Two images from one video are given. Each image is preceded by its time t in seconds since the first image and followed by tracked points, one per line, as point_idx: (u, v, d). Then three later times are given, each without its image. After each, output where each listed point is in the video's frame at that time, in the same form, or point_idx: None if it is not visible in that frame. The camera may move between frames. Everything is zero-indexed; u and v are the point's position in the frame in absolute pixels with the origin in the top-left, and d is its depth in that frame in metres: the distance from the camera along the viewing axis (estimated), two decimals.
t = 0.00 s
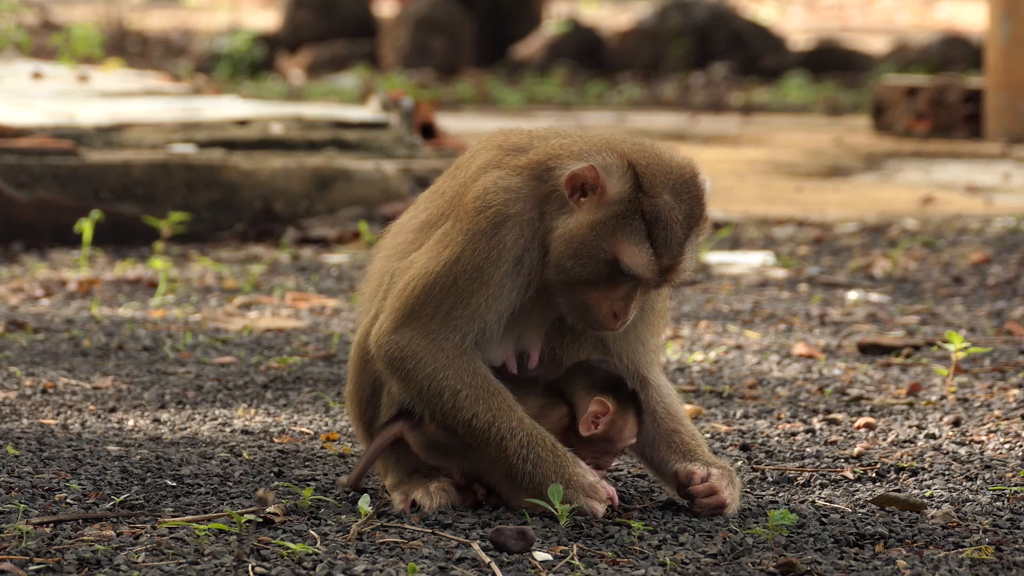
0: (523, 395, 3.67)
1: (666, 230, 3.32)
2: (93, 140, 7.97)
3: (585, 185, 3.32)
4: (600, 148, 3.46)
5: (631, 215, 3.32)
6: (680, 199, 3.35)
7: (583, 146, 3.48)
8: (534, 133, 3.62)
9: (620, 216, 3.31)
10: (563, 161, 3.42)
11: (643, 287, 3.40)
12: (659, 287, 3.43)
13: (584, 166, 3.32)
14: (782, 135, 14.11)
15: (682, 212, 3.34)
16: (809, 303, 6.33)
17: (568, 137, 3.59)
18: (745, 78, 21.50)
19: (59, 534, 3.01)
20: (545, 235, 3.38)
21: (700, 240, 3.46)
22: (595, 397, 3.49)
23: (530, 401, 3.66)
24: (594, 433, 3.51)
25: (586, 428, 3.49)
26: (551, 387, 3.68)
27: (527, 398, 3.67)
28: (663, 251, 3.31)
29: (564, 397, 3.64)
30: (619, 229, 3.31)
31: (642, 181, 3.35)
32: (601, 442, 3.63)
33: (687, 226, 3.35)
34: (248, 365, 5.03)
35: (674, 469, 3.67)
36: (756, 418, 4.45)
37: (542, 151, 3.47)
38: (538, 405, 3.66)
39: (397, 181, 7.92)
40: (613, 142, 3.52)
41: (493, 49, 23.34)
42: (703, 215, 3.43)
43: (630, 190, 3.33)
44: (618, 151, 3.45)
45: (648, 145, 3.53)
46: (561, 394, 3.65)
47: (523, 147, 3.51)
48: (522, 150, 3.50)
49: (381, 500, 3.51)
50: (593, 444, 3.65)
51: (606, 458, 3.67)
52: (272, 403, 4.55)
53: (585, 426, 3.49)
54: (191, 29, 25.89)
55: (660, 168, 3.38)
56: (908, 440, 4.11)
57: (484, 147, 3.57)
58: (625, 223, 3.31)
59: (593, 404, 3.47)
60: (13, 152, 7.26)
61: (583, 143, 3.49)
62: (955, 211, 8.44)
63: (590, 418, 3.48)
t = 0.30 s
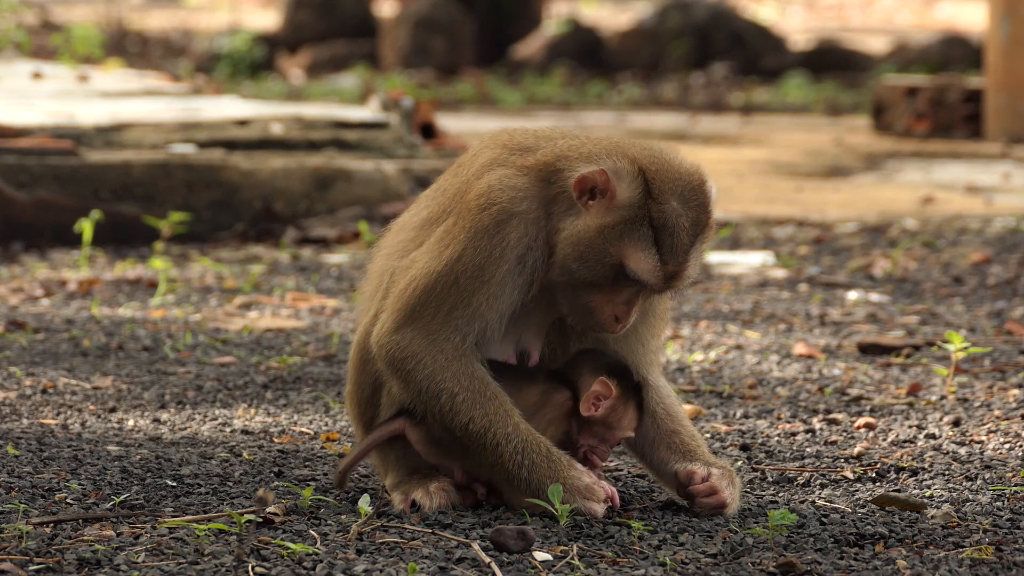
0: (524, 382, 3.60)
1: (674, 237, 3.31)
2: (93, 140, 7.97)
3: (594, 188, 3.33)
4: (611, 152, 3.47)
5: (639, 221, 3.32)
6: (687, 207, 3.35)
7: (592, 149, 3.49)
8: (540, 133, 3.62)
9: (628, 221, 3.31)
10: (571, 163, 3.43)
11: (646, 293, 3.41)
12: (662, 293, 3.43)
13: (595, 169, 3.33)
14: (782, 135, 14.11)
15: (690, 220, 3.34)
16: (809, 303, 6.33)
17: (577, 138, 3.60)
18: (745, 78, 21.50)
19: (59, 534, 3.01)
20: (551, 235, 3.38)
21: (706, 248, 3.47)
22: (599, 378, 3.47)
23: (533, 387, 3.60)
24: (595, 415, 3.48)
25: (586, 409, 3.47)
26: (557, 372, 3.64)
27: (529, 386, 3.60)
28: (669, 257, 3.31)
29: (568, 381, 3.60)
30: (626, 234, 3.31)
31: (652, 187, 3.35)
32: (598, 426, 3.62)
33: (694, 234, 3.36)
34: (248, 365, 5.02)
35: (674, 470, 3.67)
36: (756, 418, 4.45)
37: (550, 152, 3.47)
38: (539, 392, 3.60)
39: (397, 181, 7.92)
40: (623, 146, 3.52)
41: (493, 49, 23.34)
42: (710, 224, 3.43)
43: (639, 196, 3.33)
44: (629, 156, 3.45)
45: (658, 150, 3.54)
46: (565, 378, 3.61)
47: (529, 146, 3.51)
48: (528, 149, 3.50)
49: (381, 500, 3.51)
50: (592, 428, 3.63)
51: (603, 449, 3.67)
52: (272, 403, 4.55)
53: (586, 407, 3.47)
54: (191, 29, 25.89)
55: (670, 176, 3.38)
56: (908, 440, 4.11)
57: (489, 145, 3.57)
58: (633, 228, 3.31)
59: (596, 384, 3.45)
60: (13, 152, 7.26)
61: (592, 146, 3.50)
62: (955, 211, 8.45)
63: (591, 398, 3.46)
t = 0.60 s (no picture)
0: (525, 382, 3.59)
1: (678, 242, 3.33)
2: (93, 140, 7.97)
3: (600, 192, 3.33)
4: (619, 156, 3.48)
5: (645, 225, 3.33)
6: (693, 213, 3.36)
7: (598, 153, 3.50)
8: (545, 134, 3.63)
9: (633, 225, 3.32)
10: (577, 166, 3.44)
11: (649, 297, 3.42)
12: (665, 298, 3.44)
13: (601, 174, 3.34)
14: (782, 134, 14.11)
15: (695, 227, 3.35)
16: (809, 303, 6.33)
17: (582, 141, 3.61)
18: (745, 78, 21.49)
19: (58, 534, 3.01)
20: (555, 238, 3.38)
21: (709, 254, 3.48)
22: (605, 378, 3.49)
23: (535, 387, 3.60)
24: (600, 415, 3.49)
25: (589, 408, 3.48)
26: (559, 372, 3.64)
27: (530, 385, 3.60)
28: (673, 263, 3.32)
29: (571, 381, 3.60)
30: (631, 238, 3.32)
31: (658, 192, 3.36)
32: (600, 426, 3.62)
33: (698, 240, 3.37)
34: (248, 365, 5.02)
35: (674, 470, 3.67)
36: (756, 418, 4.45)
37: (555, 154, 3.48)
38: (540, 393, 3.61)
39: (397, 182, 7.93)
40: (629, 150, 3.54)
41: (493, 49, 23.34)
42: (714, 230, 3.44)
43: (645, 201, 3.34)
44: (636, 161, 3.46)
45: (664, 155, 3.55)
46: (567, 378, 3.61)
47: (534, 147, 3.52)
48: (533, 150, 3.51)
49: (381, 500, 3.51)
50: (593, 427, 3.63)
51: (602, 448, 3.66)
52: (272, 403, 4.55)
53: (591, 406, 3.48)
54: (191, 29, 25.89)
55: (677, 181, 3.39)
56: (908, 440, 4.11)
57: (493, 144, 3.57)
58: (639, 232, 3.32)
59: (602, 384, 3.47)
60: (13, 152, 7.26)
61: (598, 150, 3.51)
62: (955, 211, 8.44)
63: (597, 398, 3.47)
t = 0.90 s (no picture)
0: (528, 379, 3.57)
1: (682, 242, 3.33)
2: (93, 140, 7.97)
3: (604, 192, 3.34)
4: (623, 156, 3.49)
5: (649, 224, 3.33)
6: (696, 212, 3.37)
7: (601, 154, 3.50)
8: (548, 137, 3.63)
9: (637, 224, 3.32)
10: (581, 167, 3.44)
11: (652, 298, 3.43)
12: (668, 299, 3.45)
13: (606, 173, 3.34)
14: (782, 135, 14.11)
15: (699, 227, 3.36)
16: (809, 303, 6.33)
17: (585, 143, 3.61)
18: (745, 78, 21.48)
19: (59, 534, 3.01)
20: (557, 240, 3.38)
21: (712, 256, 3.49)
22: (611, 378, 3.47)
23: (537, 384, 3.58)
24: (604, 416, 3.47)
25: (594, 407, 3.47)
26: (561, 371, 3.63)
27: (533, 382, 3.58)
28: (676, 263, 3.33)
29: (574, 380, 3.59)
30: (635, 237, 3.32)
31: (662, 191, 3.36)
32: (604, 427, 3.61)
33: (702, 240, 3.37)
34: (248, 365, 5.02)
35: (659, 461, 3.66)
36: (756, 418, 4.45)
37: (559, 157, 3.48)
38: (542, 391, 3.58)
39: (398, 181, 7.93)
40: (633, 151, 3.54)
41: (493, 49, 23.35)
42: (717, 232, 3.45)
43: (649, 200, 3.35)
44: (640, 161, 3.47)
45: (667, 156, 3.55)
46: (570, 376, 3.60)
47: (538, 150, 3.52)
48: (536, 153, 3.50)
49: (381, 500, 3.50)
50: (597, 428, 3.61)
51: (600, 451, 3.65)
52: (272, 403, 4.55)
53: (596, 406, 3.46)
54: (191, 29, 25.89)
55: (680, 181, 3.39)
56: (908, 440, 4.11)
57: (497, 148, 3.57)
58: (642, 231, 3.32)
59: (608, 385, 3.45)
60: (13, 152, 7.26)
61: (601, 152, 3.51)
62: (954, 211, 8.44)
63: (602, 398, 3.45)
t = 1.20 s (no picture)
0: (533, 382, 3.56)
1: (681, 243, 3.34)
2: (93, 140, 7.97)
3: (603, 193, 3.34)
4: (622, 157, 3.49)
5: (648, 225, 3.34)
6: (696, 214, 3.37)
7: (601, 154, 3.51)
8: (548, 137, 3.63)
9: (637, 225, 3.33)
10: (580, 167, 3.44)
11: (651, 299, 3.42)
12: (667, 300, 3.44)
13: (605, 174, 3.34)
14: (782, 134, 14.11)
15: (698, 228, 3.36)
16: (809, 302, 6.33)
17: (584, 143, 3.61)
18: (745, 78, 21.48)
19: (59, 534, 3.01)
20: (557, 239, 3.38)
21: (711, 257, 3.49)
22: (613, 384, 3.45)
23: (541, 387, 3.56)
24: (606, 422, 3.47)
25: (597, 413, 3.46)
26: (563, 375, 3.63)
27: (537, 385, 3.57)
28: (675, 264, 3.33)
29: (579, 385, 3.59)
30: (634, 238, 3.32)
31: (662, 192, 3.37)
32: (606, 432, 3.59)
33: (700, 242, 3.38)
34: (248, 365, 5.02)
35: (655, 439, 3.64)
36: (756, 418, 4.45)
37: (559, 156, 3.48)
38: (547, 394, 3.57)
39: (398, 181, 7.93)
40: (632, 152, 3.55)
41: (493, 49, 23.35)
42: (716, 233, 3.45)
43: (649, 201, 3.35)
44: (639, 162, 3.47)
45: (666, 157, 3.56)
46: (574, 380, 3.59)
47: (538, 150, 3.52)
48: (536, 153, 3.51)
49: (381, 500, 3.50)
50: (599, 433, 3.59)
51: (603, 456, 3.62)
52: (272, 403, 4.55)
53: (598, 411, 3.45)
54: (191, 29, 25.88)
55: (680, 182, 3.40)
56: (908, 440, 4.11)
57: (497, 147, 3.57)
58: (642, 232, 3.32)
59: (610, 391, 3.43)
60: (13, 152, 7.26)
61: (601, 152, 3.52)
62: (954, 211, 8.44)
63: (604, 404, 3.44)
